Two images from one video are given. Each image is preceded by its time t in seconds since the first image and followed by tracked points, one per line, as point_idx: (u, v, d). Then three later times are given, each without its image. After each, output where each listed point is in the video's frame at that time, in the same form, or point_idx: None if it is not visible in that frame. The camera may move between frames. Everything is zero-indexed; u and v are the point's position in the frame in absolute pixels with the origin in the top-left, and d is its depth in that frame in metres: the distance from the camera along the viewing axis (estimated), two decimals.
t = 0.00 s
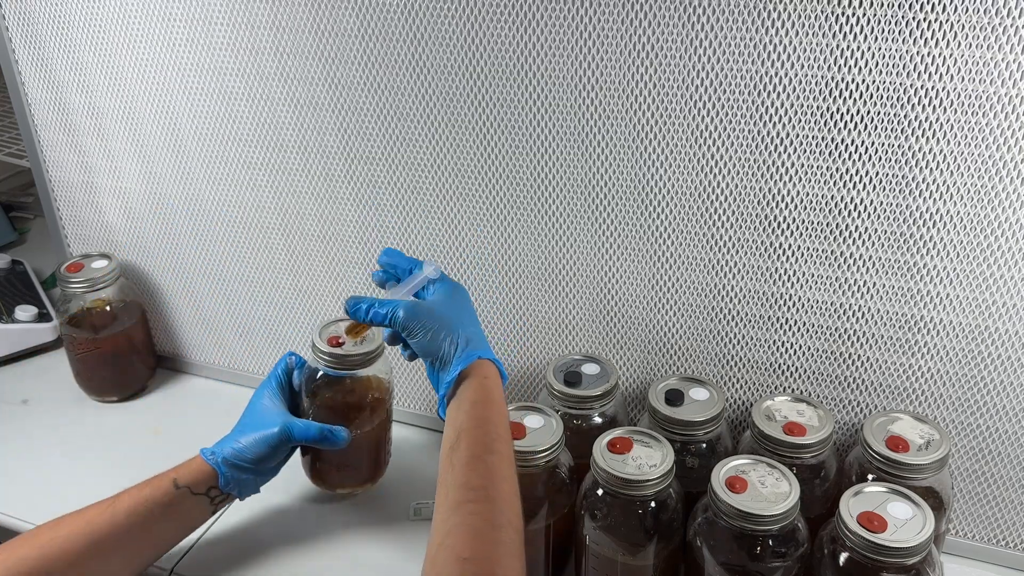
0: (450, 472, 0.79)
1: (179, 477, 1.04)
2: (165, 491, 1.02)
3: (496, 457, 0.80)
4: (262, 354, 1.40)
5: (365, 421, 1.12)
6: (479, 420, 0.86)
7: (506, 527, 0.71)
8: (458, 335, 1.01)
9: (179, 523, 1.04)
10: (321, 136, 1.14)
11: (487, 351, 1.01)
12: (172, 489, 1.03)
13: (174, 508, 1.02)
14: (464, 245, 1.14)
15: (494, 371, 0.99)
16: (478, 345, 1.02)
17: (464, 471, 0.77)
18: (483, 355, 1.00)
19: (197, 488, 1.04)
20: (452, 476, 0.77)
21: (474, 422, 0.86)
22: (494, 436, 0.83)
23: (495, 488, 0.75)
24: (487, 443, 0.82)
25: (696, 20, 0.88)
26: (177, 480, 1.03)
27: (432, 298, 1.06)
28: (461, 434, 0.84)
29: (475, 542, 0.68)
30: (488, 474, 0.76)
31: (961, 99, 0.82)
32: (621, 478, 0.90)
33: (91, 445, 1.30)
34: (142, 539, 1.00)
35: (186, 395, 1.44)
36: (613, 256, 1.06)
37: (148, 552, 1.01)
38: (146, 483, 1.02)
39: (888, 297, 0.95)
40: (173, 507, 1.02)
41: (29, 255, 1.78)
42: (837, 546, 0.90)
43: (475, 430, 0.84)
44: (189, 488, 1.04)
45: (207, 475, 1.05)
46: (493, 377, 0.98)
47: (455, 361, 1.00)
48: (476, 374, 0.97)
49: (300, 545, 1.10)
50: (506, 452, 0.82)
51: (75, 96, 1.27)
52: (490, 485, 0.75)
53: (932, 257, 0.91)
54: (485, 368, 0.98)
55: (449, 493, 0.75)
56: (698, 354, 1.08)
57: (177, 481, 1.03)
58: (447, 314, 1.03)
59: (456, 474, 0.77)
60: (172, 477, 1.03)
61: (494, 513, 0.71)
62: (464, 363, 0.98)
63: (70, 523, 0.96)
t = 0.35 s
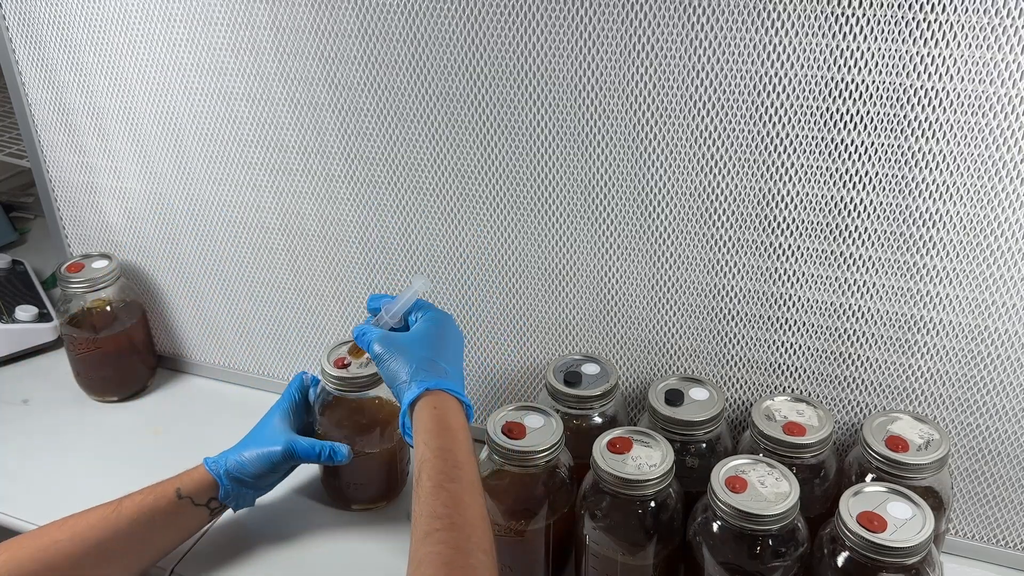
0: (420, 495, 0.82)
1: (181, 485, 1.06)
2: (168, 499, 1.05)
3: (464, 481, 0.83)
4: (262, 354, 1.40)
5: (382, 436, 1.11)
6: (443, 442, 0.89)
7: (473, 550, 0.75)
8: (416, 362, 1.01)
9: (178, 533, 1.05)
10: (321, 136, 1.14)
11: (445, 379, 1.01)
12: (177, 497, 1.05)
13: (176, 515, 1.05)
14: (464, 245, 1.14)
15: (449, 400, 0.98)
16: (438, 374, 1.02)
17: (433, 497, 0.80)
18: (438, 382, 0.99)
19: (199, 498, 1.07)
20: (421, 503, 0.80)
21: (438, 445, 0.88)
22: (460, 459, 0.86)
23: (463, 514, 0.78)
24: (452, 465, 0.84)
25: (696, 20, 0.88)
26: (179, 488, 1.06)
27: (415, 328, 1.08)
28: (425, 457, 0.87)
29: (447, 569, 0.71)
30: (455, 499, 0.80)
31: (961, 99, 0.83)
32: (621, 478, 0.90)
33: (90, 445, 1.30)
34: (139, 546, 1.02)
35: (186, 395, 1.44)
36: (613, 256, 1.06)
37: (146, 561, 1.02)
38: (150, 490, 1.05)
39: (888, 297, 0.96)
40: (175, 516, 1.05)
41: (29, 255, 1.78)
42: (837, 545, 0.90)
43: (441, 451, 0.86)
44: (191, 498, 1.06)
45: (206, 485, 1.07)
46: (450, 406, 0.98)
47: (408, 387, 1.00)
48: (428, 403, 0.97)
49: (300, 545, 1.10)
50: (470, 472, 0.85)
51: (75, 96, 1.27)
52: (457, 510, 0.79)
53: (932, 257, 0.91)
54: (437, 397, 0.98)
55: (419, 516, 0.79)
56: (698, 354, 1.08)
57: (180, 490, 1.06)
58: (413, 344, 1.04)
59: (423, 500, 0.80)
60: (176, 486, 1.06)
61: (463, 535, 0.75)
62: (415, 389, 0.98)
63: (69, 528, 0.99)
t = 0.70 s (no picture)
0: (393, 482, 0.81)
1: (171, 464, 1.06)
2: (157, 479, 1.05)
3: (436, 463, 0.83)
4: (262, 353, 1.40)
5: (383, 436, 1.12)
6: (412, 424, 0.88)
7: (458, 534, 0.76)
8: (389, 345, 0.99)
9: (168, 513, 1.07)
10: (321, 136, 1.14)
11: (417, 362, 0.98)
12: (166, 477, 1.05)
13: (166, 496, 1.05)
14: (464, 245, 1.14)
15: (417, 387, 0.95)
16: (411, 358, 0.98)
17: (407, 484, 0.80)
18: (407, 366, 0.96)
19: (188, 476, 1.07)
20: (395, 490, 0.80)
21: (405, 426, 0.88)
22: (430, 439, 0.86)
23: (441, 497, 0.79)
24: (423, 448, 0.84)
25: (696, 20, 0.88)
26: (168, 467, 1.06)
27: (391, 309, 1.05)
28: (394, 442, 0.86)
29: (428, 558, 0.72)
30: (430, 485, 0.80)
31: (961, 99, 0.83)
32: (621, 477, 0.90)
33: (91, 445, 1.30)
34: (130, 528, 1.03)
35: (187, 394, 1.44)
36: (613, 256, 1.06)
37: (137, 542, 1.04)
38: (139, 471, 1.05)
39: (888, 297, 0.96)
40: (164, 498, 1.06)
41: (29, 255, 1.78)
42: (837, 545, 0.90)
43: (411, 434, 0.86)
44: (181, 476, 1.06)
45: (198, 462, 1.07)
46: (419, 392, 0.95)
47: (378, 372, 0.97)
48: (394, 390, 0.94)
49: (300, 545, 1.10)
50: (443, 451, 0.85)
51: (75, 96, 1.27)
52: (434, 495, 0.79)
53: (932, 257, 0.91)
54: (403, 385, 0.95)
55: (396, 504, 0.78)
56: (698, 354, 1.08)
57: (169, 469, 1.06)
58: (390, 324, 1.02)
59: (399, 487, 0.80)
60: (165, 467, 1.06)
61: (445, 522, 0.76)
62: (381, 376, 0.96)
63: (59, 510, 1.00)
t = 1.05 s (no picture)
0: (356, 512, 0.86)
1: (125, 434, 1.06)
2: (64, 398, 1.04)
3: (394, 495, 0.85)
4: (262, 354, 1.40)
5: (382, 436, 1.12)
6: (366, 452, 0.88)
7: (427, 562, 0.82)
8: (336, 371, 0.93)
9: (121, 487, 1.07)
10: (321, 136, 1.14)
11: (363, 398, 0.92)
12: (71, 399, 1.05)
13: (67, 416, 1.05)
14: (463, 245, 1.14)
15: (364, 422, 0.92)
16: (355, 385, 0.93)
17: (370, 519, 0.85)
18: (351, 402, 0.91)
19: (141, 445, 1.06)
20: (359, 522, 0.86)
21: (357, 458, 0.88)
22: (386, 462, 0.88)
23: (407, 526, 0.84)
24: (377, 479, 0.86)
25: (696, 20, 0.88)
26: (78, 390, 1.05)
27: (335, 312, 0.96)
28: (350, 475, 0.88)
29: None
30: (393, 517, 0.85)
31: (961, 99, 0.83)
32: (621, 477, 0.90)
33: (91, 445, 1.31)
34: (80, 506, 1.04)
35: (186, 394, 1.44)
36: (613, 256, 1.06)
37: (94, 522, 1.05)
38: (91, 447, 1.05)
39: (888, 297, 0.96)
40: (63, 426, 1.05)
41: (30, 255, 1.78)
42: (837, 545, 0.90)
43: (363, 468, 0.87)
44: (91, 396, 1.06)
45: (113, 376, 1.06)
46: (366, 426, 0.91)
47: (323, 401, 0.93)
48: (339, 424, 0.92)
49: (300, 545, 1.10)
50: (398, 476, 0.87)
51: (75, 96, 1.27)
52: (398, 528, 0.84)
53: (932, 257, 0.91)
54: (347, 421, 0.91)
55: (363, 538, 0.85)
56: (698, 354, 1.08)
57: (78, 391, 1.05)
58: (332, 348, 0.93)
59: (366, 518, 0.85)
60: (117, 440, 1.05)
61: (412, 555, 0.82)
62: (325, 408, 0.92)
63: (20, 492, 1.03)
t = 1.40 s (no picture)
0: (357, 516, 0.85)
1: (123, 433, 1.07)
2: (62, 401, 1.05)
3: (395, 495, 0.85)
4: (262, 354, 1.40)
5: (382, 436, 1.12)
6: (366, 456, 0.88)
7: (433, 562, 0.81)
8: (332, 374, 0.93)
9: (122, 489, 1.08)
10: (321, 136, 1.14)
11: (361, 400, 0.92)
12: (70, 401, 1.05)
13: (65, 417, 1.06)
14: (463, 245, 1.14)
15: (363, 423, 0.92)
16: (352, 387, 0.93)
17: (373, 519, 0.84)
18: (348, 404, 0.92)
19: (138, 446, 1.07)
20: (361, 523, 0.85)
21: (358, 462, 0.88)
22: (386, 465, 0.87)
23: (411, 528, 0.83)
24: (378, 479, 0.86)
25: (696, 20, 0.88)
26: (78, 393, 1.06)
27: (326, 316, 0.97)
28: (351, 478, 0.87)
29: None
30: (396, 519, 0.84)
31: (961, 99, 0.83)
32: (621, 477, 0.90)
33: (92, 445, 1.31)
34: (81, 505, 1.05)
35: (186, 394, 1.44)
36: (613, 256, 1.06)
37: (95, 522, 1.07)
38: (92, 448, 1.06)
39: (888, 297, 0.96)
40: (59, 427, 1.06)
41: (30, 255, 1.78)
42: (837, 545, 0.90)
43: (365, 471, 0.86)
44: (90, 399, 1.06)
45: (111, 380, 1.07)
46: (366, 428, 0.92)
47: (322, 405, 0.94)
48: (339, 428, 0.92)
49: (300, 545, 1.10)
50: (399, 477, 0.87)
51: (75, 96, 1.27)
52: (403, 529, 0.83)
53: (932, 257, 0.91)
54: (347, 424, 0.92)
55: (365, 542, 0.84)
56: (698, 354, 1.08)
57: (76, 394, 1.05)
58: (326, 351, 0.94)
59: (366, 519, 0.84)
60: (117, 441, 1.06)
61: (415, 555, 0.81)
62: (325, 412, 0.93)
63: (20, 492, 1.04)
